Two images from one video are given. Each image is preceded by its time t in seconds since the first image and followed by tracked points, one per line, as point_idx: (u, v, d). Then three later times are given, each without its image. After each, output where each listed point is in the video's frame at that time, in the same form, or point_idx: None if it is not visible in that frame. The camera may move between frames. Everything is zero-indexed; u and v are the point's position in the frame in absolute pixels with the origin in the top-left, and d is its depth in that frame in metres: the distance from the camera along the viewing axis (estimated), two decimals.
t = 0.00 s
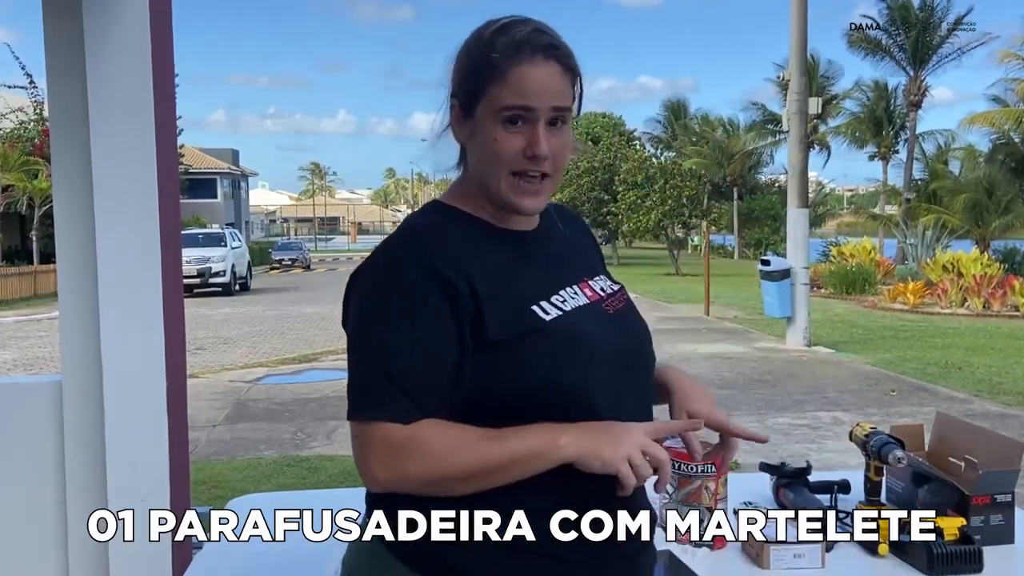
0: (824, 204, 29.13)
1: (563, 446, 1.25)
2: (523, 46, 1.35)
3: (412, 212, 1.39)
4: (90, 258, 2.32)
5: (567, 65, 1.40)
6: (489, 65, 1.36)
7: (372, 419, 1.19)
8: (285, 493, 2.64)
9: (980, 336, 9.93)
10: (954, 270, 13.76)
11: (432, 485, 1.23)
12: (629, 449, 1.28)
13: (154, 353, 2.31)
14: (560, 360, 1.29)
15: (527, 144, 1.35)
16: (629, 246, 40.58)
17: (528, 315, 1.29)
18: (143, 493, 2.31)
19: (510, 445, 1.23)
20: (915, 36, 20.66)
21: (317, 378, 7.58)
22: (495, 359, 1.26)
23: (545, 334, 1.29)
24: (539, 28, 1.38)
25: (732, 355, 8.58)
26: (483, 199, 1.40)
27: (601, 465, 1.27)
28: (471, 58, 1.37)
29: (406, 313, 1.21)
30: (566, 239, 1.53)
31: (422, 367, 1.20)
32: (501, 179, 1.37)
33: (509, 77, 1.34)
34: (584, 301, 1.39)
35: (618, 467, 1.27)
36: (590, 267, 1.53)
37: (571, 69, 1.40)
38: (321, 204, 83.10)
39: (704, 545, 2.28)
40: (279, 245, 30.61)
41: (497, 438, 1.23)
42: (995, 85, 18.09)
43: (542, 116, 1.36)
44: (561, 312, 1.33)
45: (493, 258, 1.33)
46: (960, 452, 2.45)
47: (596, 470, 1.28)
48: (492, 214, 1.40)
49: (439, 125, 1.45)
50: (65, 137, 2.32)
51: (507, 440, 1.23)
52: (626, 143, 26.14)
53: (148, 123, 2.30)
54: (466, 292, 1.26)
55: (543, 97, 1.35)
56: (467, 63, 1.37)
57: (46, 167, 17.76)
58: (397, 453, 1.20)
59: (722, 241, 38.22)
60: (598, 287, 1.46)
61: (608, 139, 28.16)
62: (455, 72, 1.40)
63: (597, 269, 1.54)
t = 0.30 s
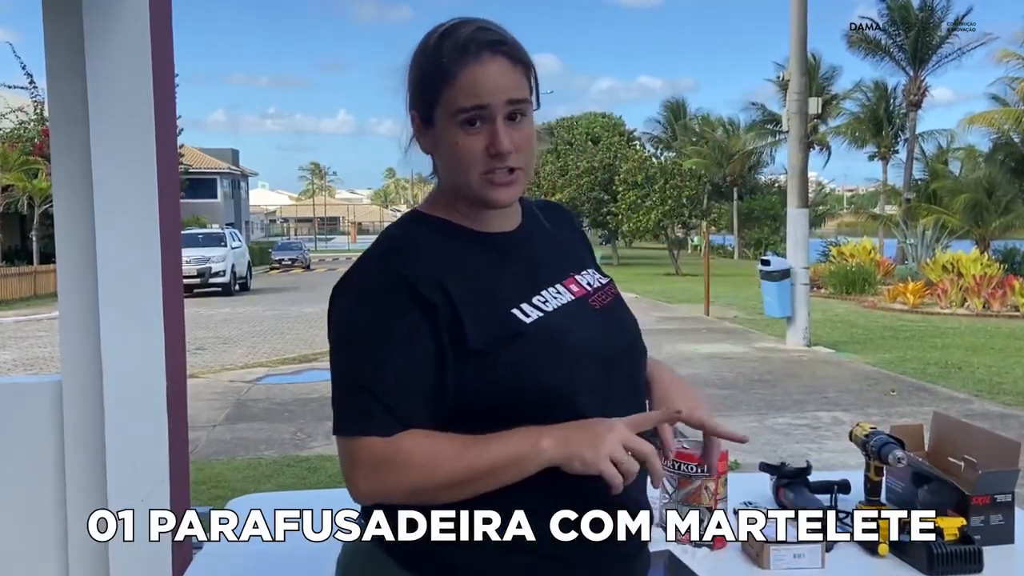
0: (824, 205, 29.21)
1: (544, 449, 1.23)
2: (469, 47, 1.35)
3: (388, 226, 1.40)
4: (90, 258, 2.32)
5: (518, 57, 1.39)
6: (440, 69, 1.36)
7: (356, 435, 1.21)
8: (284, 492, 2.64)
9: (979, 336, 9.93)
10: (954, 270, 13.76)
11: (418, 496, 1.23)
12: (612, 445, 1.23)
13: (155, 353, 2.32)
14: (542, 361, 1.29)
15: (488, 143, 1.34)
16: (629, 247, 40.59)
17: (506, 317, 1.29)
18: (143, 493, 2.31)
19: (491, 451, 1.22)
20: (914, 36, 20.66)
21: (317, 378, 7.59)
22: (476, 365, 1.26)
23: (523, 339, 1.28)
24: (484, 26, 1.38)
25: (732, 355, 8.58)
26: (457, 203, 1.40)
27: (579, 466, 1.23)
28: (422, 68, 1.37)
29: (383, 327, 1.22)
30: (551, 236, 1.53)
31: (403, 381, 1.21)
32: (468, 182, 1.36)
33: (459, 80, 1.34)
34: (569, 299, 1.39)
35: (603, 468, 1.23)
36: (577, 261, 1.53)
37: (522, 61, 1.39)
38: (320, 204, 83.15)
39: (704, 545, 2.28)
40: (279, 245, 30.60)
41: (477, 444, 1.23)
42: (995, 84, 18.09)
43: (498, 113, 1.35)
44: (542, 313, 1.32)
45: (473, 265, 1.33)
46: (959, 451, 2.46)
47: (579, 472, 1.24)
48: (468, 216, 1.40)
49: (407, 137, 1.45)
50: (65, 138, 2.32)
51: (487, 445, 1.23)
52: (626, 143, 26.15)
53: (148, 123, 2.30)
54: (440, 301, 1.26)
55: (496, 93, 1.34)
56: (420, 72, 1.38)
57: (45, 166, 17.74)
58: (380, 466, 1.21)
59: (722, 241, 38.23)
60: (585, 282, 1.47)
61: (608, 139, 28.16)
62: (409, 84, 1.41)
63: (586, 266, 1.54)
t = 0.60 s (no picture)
0: (793, 214, 30.64)
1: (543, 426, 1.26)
2: (501, 53, 1.43)
3: (390, 227, 1.40)
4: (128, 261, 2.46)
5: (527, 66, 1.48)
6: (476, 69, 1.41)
7: (363, 418, 1.23)
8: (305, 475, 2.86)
9: (937, 333, 10.22)
10: (913, 272, 14.07)
11: (425, 470, 1.24)
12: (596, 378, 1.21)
13: (189, 352, 2.47)
14: (529, 353, 1.34)
15: (531, 135, 1.42)
16: (619, 250, 41.36)
17: (497, 309, 1.34)
18: (178, 479, 2.47)
19: (483, 416, 1.22)
20: (877, 59, 21.82)
21: (334, 370, 8.02)
22: (471, 355, 1.31)
23: (513, 329, 1.33)
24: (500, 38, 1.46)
25: (712, 349, 8.98)
26: (478, 199, 1.45)
27: (564, 415, 1.20)
28: (440, 65, 1.42)
29: (384, 316, 1.25)
30: (537, 240, 1.58)
31: (410, 366, 1.24)
32: (503, 170, 1.42)
33: (502, 78, 1.41)
34: (551, 295, 1.44)
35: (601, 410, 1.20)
36: (558, 260, 1.58)
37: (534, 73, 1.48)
38: (331, 203, 84.13)
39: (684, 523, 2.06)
40: (301, 249, 31.16)
41: (469, 413, 1.23)
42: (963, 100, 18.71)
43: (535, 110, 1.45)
44: (530, 305, 1.38)
45: (470, 261, 1.37)
46: (920, 437, 2.27)
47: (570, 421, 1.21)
48: (475, 211, 1.45)
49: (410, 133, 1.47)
50: (104, 150, 2.44)
51: (480, 412, 1.23)
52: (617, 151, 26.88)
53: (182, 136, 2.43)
54: (435, 290, 1.29)
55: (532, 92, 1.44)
56: (440, 69, 1.42)
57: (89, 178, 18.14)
58: (385, 446, 1.23)
59: (706, 244, 38.98)
60: (566, 281, 1.53)
61: (602, 149, 29.00)
62: (422, 81, 1.44)
63: (565, 265, 1.60)
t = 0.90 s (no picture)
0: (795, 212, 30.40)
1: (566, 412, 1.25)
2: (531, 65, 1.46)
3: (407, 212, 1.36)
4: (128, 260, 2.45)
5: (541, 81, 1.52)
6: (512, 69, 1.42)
7: (384, 407, 1.19)
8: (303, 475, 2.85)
9: (938, 332, 10.24)
10: (913, 272, 14.07)
11: (450, 459, 1.22)
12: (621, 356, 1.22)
13: (188, 351, 2.46)
14: (541, 346, 1.32)
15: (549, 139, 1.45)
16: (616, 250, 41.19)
17: (513, 300, 1.32)
18: (178, 478, 2.47)
19: (510, 402, 1.21)
20: (878, 59, 21.77)
21: (335, 370, 8.01)
22: (488, 346, 1.28)
23: (530, 320, 1.31)
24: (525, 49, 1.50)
25: (712, 348, 8.97)
26: (497, 192, 1.42)
27: (595, 392, 1.21)
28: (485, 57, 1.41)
29: (402, 302, 1.21)
30: (533, 239, 1.56)
31: (431, 351, 1.21)
32: (526, 164, 1.41)
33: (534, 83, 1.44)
34: (556, 292, 1.42)
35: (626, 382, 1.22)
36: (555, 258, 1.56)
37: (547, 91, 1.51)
38: (332, 202, 84.03)
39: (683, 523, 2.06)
40: (300, 248, 31.15)
41: (499, 396, 1.22)
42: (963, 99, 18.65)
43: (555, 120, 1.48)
44: (543, 299, 1.37)
45: (488, 250, 1.35)
46: (920, 436, 2.27)
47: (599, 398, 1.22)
48: (488, 202, 1.42)
49: (424, 119, 1.42)
50: (103, 149, 2.44)
51: (509, 398, 1.21)
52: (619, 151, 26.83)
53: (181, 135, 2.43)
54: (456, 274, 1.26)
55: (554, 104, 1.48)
56: (479, 59, 1.41)
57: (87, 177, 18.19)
58: (409, 433, 1.20)
59: (705, 243, 38.93)
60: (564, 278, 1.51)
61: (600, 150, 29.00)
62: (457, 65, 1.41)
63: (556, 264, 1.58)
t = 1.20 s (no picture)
0: (795, 212, 30.40)
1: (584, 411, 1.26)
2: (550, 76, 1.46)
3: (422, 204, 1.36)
4: (128, 259, 2.45)
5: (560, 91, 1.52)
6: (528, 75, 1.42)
7: (407, 399, 1.19)
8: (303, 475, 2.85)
9: (938, 332, 10.25)
10: (914, 272, 14.08)
11: (472, 454, 1.23)
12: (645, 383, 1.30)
13: (189, 351, 2.46)
14: (555, 347, 1.32)
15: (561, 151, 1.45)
16: (616, 250, 41.18)
17: (530, 299, 1.31)
18: (176, 477, 2.46)
19: (540, 402, 1.25)
20: (878, 59, 21.77)
21: (335, 370, 8.02)
22: (506, 344, 1.29)
23: (545, 320, 1.31)
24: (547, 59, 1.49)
25: (711, 349, 8.97)
26: (503, 196, 1.42)
27: (615, 407, 1.27)
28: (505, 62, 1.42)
29: (426, 296, 1.21)
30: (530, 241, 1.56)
31: (452, 344, 1.21)
32: (536, 171, 1.42)
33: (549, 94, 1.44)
34: (565, 294, 1.42)
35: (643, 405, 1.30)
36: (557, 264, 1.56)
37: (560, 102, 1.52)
38: (332, 202, 84.02)
39: (685, 522, 2.06)
40: (301, 249, 31.15)
41: (526, 398, 1.25)
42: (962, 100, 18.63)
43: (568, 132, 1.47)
44: (556, 301, 1.36)
45: (503, 249, 1.35)
46: (920, 436, 2.27)
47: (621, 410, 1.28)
48: (497, 205, 1.42)
49: (440, 114, 1.42)
50: (103, 149, 2.43)
51: (535, 399, 1.25)
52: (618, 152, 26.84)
53: (180, 134, 2.43)
54: (477, 269, 1.27)
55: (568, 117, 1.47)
56: (504, 66, 1.41)
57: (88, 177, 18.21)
58: (433, 427, 1.20)
59: (705, 244, 38.92)
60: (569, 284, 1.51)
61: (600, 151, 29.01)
62: (480, 70, 1.41)
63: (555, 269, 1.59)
